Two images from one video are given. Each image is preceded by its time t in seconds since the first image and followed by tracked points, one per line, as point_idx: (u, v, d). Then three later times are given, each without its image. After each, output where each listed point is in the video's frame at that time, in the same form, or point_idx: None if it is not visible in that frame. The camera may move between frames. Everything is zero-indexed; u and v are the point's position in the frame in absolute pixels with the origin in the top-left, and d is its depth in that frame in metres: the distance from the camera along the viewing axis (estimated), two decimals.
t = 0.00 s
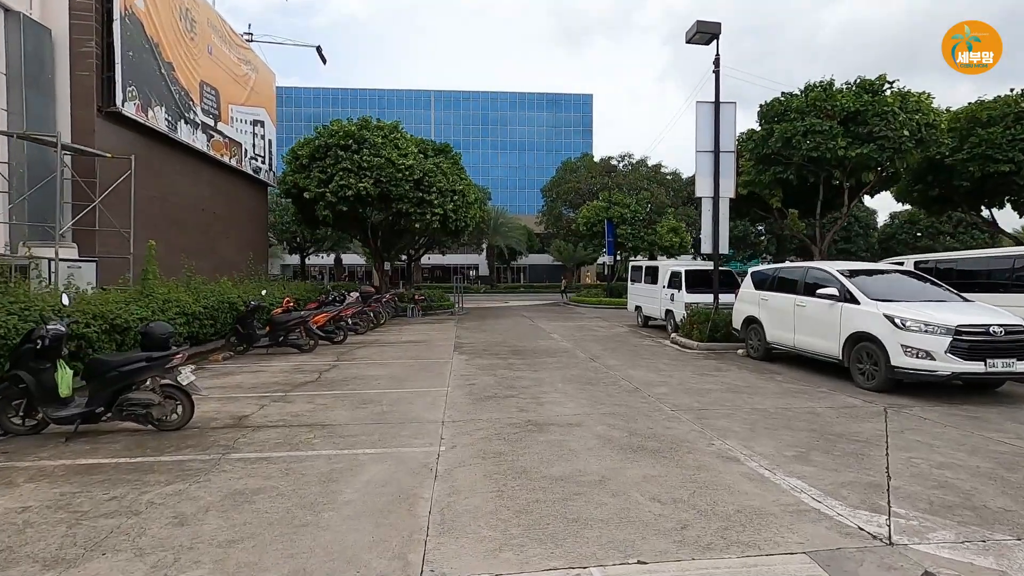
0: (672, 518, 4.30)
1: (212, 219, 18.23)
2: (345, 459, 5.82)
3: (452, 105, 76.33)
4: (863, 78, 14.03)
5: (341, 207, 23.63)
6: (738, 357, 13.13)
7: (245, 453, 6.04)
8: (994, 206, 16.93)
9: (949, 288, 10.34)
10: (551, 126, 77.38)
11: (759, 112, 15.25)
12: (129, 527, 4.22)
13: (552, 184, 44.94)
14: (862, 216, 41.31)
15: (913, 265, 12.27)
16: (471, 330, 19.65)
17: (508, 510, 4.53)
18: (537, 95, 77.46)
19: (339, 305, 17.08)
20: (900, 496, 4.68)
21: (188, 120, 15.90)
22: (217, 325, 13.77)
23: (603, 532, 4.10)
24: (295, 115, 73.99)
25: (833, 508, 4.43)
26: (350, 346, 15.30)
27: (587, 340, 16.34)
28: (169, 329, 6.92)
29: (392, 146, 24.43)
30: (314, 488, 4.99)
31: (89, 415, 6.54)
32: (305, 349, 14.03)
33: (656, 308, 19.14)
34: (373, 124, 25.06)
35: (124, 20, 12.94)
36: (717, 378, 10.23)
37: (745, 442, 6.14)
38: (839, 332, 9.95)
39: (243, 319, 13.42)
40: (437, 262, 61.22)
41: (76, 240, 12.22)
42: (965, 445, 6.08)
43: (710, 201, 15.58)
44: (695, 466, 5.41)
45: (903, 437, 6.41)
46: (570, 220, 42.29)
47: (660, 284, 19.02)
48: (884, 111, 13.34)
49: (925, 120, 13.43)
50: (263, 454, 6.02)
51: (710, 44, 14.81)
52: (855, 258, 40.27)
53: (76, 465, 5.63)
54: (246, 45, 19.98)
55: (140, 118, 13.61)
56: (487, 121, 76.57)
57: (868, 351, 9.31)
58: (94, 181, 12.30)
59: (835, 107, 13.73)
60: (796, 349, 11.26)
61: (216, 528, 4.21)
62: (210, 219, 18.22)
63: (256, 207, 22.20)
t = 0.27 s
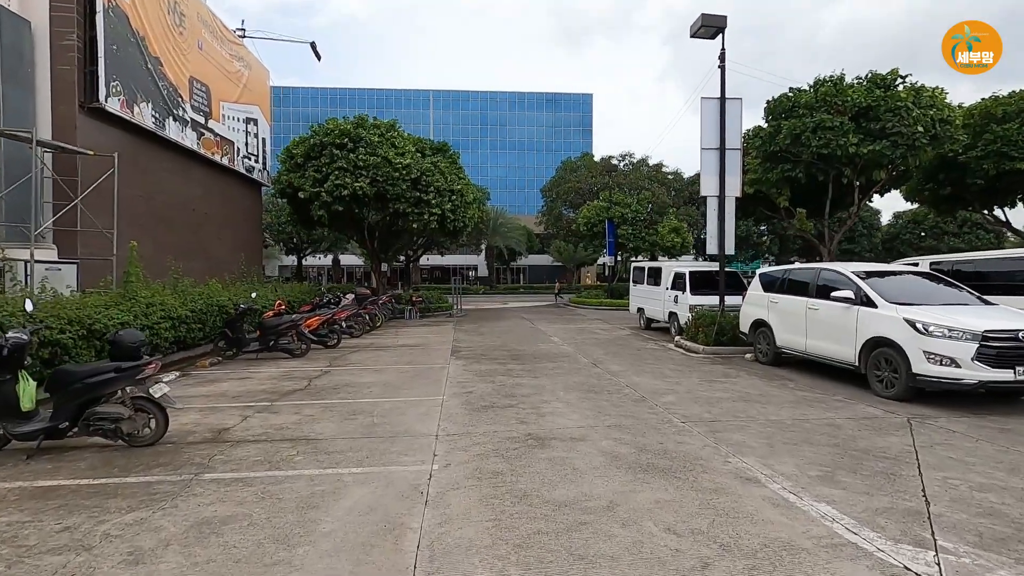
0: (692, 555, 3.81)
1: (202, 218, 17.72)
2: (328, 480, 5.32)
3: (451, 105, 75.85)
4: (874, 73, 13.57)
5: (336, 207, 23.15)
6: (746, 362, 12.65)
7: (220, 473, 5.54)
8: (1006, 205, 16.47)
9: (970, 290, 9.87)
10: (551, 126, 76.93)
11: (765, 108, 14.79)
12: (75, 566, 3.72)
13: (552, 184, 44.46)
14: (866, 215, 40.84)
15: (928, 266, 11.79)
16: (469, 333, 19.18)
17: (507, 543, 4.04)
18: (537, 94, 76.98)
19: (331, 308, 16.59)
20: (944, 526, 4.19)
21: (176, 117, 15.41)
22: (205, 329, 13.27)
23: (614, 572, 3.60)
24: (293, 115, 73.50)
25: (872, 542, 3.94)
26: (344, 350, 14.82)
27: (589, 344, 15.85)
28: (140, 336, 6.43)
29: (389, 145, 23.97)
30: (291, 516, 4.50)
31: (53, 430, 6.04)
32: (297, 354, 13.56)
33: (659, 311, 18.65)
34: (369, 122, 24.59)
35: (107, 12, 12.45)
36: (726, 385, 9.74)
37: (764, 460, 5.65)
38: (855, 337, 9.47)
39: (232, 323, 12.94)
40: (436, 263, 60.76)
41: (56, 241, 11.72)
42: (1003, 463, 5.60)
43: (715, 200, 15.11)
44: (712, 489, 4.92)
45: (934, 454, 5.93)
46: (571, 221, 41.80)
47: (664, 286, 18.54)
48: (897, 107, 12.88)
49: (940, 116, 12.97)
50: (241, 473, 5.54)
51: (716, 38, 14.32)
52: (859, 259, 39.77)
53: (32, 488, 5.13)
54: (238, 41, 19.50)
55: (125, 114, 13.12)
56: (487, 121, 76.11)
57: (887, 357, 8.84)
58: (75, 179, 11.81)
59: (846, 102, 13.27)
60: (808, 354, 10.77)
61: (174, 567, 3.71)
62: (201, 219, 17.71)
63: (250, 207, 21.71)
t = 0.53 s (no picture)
0: None
1: (192, 219, 17.23)
2: (307, 503, 4.82)
3: (449, 104, 75.37)
4: (885, 65, 13.11)
5: (331, 207, 22.65)
6: (754, 366, 12.16)
7: (188, 496, 5.02)
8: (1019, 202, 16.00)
9: (991, 291, 9.39)
10: (550, 126, 76.45)
11: (771, 102, 14.34)
12: None
13: (551, 184, 43.97)
14: (869, 214, 40.37)
15: (944, 266, 11.32)
16: (467, 335, 18.70)
17: None
18: (535, 94, 76.48)
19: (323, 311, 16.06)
20: (999, 558, 3.70)
21: (162, 113, 14.91)
22: (191, 334, 12.75)
23: None
24: (290, 115, 72.97)
25: None
26: (336, 354, 14.31)
27: (589, 347, 15.36)
28: (104, 344, 5.86)
29: (384, 144, 23.49)
30: (260, 549, 4.00)
31: (9, 446, 5.54)
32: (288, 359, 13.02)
33: (662, 312, 18.17)
34: (364, 120, 24.09)
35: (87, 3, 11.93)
36: (736, 391, 9.25)
37: (787, 478, 5.15)
38: (872, 340, 8.99)
39: (219, 327, 12.44)
40: (434, 264, 60.29)
41: (33, 242, 11.20)
42: None
43: (720, 198, 14.63)
44: (733, 513, 4.43)
45: (971, 470, 5.43)
46: (570, 221, 41.33)
47: (666, 287, 18.07)
48: (909, 100, 12.42)
49: (953, 110, 12.52)
50: (211, 495, 5.04)
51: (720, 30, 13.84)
52: (861, 258, 39.28)
53: None
54: (228, 36, 19.00)
55: (107, 109, 12.61)
56: (485, 121, 75.64)
57: (907, 361, 8.35)
58: (52, 177, 11.29)
59: (855, 95, 12.81)
60: (821, 358, 10.29)
61: None
62: (189, 219, 17.20)
63: (242, 207, 21.20)
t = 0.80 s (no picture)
0: None
1: (186, 219, 16.87)
2: (289, 531, 4.36)
3: (449, 104, 74.93)
4: (900, 58, 12.65)
5: (329, 207, 22.23)
6: (766, 370, 11.70)
7: (158, 522, 4.56)
8: None
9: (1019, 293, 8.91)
10: (551, 125, 75.97)
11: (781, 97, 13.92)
12: None
13: (553, 183, 43.50)
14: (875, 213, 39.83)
15: (965, 266, 10.84)
16: (467, 338, 18.25)
17: None
18: (536, 93, 75.98)
19: (319, 314, 15.64)
20: None
21: (153, 110, 14.47)
22: (180, 338, 12.30)
23: None
24: (289, 115, 72.59)
25: None
26: (332, 359, 13.85)
27: (593, 350, 14.88)
28: (72, 352, 5.38)
29: (383, 142, 23.05)
30: None
31: None
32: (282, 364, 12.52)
33: (668, 314, 17.68)
34: (363, 118, 23.65)
35: None
36: (750, 399, 8.78)
37: (818, 502, 4.69)
38: (893, 345, 8.52)
39: (211, 330, 12.01)
40: (434, 264, 59.91)
41: (15, 243, 10.77)
42: None
43: (729, 197, 14.17)
44: (763, 544, 3.96)
45: (1018, 490, 4.97)
46: (571, 221, 40.86)
47: (671, 288, 17.61)
48: (927, 94, 11.95)
49: (973, 103, 12.05)
50: (184, 521, 4.58)
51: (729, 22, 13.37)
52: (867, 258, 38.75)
53: None
54: (222, 32, 18.56)
55: (93, 105, 12.18)
56: (486, 120, 75.20)
57: (934, 368, 7.87)
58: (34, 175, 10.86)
59: (870, 89, 12.34)
60: (838, 363, 9.82)
61: None
62: (182, 219, 16.75)
63: (237, 207, 20.77)
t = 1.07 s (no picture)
0: None
1: (180, 217, 16.47)
2: (266, 563, 3.87)
3: (451, 103, 74.52)
4: (921, 49, 12.15)
5: (327, 206, 21.77)
6: (781, 375, 11.18)
7: (122, 551, 4.08)
8: None
9: None
10: (553, 125, 75.49)
11: (795, 91, 13.41)
12: None
13: (556, 183, 43.01)
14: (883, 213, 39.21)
15: (992, 266, 10.31)
16: (469, 340, 17.77)
17: None
18: (539, 93, 75.49)
19: (315, 315, 15.20)
20: None
21: (144, 104, 14.03)
22: (170, 340, 11.84)
23: None
24: (291, 115, 72.30)
25: None
26: (329, 361, 13.39)
27: (599, 353, 14.39)
28: (34, 361, 4.96)
29: (383, 140, 22.58)
30: None
31: None
32: (275, 368, 12.09)
33: (675, 316, 17.18)
34: (362, 115, 23.19)
35: None
36: (769, 407, 8.27)
37: (861, 530, 4.18)
38: (922, 351, 8.00)
39: (202, 333, 11.56)
40: (436, 264, 59.52)
41: None
42: None
43: (740, 194, 13.66)
44: None
45: None
46: (575, 220, 40.38)
47: (679, 289, 17.11)
48: (950, 85, 11.45)
49: (998, 96, 11.53)
50: (151, 550, 4.09)
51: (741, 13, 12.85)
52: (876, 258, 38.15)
53: None
54: (218, 26, 18.12)
55: (80, 99, 11.74)
56: (488, 120, 74.76)
57: (969, 375, 7.34)
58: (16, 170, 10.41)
59: (890, 81, 11.84)
60: (859, 369, 9.31)
61: None
62: (176, 218, 16.29)
63: (235, 206, 20.32)
